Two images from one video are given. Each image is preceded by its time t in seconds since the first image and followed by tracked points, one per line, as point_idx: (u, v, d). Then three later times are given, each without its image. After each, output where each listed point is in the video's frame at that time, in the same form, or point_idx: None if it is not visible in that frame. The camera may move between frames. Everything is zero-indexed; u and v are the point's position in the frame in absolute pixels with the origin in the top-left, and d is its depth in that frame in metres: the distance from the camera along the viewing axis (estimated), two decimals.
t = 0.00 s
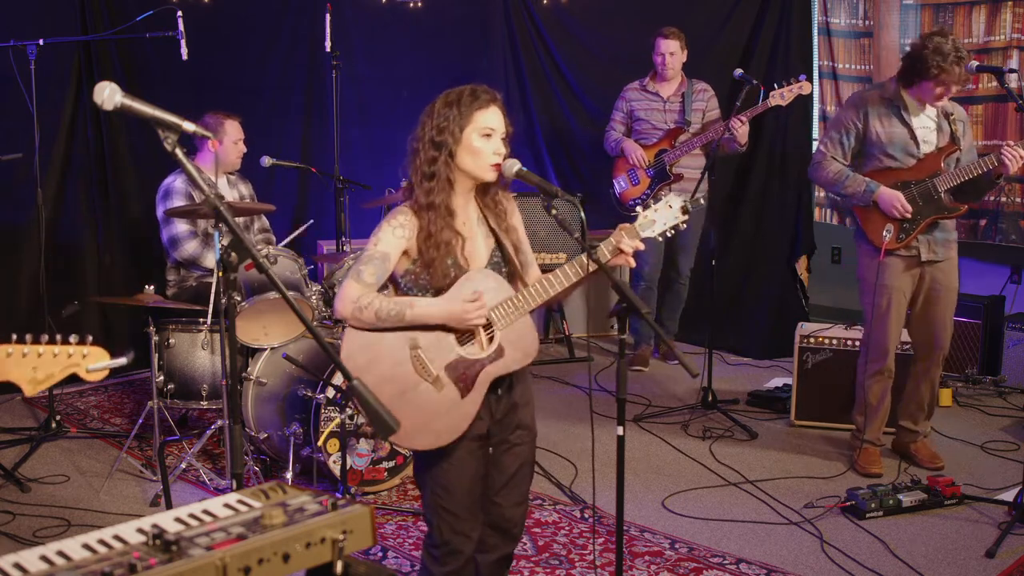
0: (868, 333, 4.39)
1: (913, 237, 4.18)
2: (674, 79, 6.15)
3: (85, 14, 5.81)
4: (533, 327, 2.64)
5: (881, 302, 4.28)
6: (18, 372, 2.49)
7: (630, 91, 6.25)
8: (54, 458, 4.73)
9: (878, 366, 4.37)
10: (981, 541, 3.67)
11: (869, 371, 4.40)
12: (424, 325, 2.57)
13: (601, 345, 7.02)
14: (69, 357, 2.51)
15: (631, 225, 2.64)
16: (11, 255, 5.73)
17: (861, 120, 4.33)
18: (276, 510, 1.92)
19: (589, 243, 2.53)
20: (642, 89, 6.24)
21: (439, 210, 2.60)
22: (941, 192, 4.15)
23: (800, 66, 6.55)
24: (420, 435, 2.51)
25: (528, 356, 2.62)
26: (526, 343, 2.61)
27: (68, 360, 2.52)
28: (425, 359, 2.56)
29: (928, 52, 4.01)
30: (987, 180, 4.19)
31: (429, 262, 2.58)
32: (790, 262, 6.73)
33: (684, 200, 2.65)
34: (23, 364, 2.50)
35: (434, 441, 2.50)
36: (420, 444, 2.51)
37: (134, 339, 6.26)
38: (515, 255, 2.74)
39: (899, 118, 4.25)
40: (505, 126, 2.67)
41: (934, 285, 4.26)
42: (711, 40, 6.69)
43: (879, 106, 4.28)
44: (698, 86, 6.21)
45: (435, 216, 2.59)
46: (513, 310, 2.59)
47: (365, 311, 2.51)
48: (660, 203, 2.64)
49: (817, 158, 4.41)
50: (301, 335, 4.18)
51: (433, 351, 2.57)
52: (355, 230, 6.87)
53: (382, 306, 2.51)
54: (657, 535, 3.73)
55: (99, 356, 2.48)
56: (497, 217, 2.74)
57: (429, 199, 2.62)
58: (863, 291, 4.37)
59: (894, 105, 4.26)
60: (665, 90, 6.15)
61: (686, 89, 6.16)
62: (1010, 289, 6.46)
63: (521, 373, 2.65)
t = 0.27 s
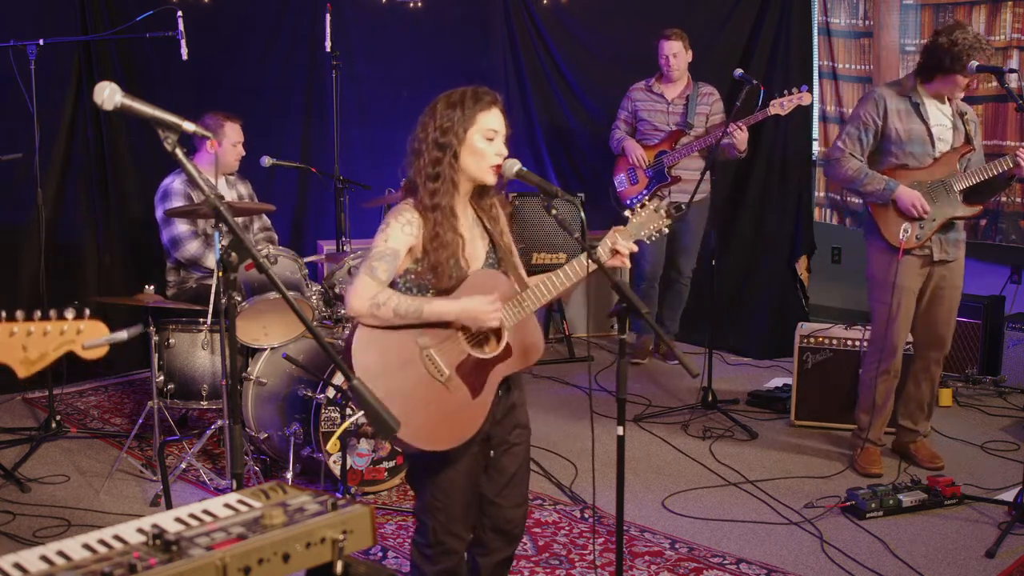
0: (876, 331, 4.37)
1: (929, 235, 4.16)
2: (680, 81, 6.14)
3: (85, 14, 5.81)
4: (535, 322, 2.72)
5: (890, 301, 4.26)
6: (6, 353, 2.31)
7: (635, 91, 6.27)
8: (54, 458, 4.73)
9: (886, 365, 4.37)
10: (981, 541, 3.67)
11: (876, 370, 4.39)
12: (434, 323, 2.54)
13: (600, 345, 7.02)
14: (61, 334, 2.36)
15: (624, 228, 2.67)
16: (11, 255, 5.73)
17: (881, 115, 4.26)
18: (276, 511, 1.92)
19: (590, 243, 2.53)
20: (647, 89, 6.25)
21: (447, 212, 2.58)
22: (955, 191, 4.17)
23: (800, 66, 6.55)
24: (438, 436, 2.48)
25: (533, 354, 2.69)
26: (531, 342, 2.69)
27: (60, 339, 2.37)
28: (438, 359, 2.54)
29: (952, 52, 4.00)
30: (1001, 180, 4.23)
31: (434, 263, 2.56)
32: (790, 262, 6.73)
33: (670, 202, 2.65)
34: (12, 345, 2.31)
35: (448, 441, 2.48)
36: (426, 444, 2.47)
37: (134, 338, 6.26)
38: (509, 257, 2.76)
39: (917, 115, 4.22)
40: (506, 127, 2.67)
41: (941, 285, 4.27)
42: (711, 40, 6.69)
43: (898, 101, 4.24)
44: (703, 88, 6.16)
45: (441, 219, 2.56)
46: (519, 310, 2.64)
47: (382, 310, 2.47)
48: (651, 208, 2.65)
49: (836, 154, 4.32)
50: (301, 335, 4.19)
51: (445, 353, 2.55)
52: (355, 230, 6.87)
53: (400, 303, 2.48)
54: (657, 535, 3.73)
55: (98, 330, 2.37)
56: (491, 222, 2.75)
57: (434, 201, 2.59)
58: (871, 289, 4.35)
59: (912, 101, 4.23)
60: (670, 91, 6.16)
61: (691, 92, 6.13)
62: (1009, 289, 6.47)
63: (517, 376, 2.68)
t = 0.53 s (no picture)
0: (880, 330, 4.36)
1: (942, 233, 4.16)
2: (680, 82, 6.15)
3: (85, 14, 5.81)
4: (535, 326, 2.77)
5: (897, 299, 4.26)
6: (17, 327, 2.53)
7: (636, 90, 6.29)
8: (54, 458, 4.73)
9: (892, 364, 4.33)
10: (981, 541, 3.67)
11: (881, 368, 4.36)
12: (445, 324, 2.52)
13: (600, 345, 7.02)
14: (68, 302, 2.58)
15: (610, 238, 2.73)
16: (11, 254, 5.73)
17: (893, 112, 4.25)
18: (276, 511, 1.92)
19: (590, 243, 2.54)
20: (648, 89, 6.27)
21: (455, 213, 2.56)
22: (967, 188, 4.15)
23: (800, 66, 6.55)
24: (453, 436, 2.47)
25: (536, 356, 2.75)
26: (530, 347, 2.73)
27: (69, 307, 2.59)
28: (454, 363, 2.51)
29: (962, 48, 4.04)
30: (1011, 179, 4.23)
31: (445, 265, 2.56)
32: (789, 262, 6.73)
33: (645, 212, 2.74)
34: (21, 319, 2.53)
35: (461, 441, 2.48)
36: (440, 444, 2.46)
37: (133, 338, 6.26)
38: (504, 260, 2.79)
39: (928, 112, 4.22)
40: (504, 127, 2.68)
41: (944, 283, 4.30)
42: (711, 40, 6.69)
43: (910, 98, 4.23)
44: (704, 89, 6.17)
45: (450, 220, 2.55)
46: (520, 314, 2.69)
47: (405, 316, 2.40)
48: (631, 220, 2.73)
49: (849, 152, 4.28)
50: (301, 335, 4.19)
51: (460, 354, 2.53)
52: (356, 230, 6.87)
53: (424, 316, 2.42)
54: (657, 535, 3.73)
55: (108, 294, 2.63)
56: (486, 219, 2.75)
57: (440, 202, 2.57)
58: (877, 287, 4.36)
59: (923, 98, 4.22)
60: (670, 91, 6.17)
61: (691, 92, 6.15)
62: (1009, 289, 6.47)
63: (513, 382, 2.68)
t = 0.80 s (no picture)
0: (878, 329, 4.36)
1: (938, 232, 4.17)
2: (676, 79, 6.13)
3: (85, 14, 5.81)
4: (534, 329, 2.79)
5: (892, 297, 4.27)
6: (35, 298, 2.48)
7: (634, 89, 6.28)
8: (53, 457, 4.73)
9: (891, 363, 4.32)
10: (981, 541, 3.67)
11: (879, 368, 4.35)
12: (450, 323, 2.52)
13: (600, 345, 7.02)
14: (87, 268, 2.51)
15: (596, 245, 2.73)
16: (11, 254, 5.73)
17: (894, 113, 4.25)
18: (276, 510, 1.92)
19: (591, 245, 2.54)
20: (645, 88, 6.27)
21: (460, 215, 2.56)
22: (964, 191, 4.16)
23: (800, 67, 6.55)
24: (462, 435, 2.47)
25: (533, 360, 2.76)
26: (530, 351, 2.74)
27: (86, 275, 2.52)
28: (462, 361, 2.51)
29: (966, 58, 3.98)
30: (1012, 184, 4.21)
31: (451, 268, 2.56)
32: (790, 262, 6.72)
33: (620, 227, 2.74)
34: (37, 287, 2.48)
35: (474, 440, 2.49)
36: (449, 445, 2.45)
37: (133, 338, 6.26)
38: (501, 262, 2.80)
39: (929, 115, 4.21)
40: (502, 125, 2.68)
41: (945, 282, 4.30)
42: (711, 40, 6.69)
43: (912, 101, 4.22)
44: (701, 86, 6.15)
45: (455, 220, 2.55)
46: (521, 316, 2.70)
47: (423, 305, 2.43)
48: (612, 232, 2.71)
49: (850, 150, 4.28)
50: (301, 335, 4.19)
51: (467, 354, 2.54)
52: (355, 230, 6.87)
53: (441, 300, 2.45)
54: (657, 535, 3.73)
55: (126, 259, 2.55)
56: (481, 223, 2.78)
57: (444, 204, 2.56)
58: (876, 286, 4.36)
59: (925, 101, 4.21)
60: (666, 89, 6.15)
61: (688, 90, 6.13)
62: (1009, 289, 6.47)
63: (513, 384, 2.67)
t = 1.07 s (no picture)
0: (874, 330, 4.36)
1: (928, 233, 4.17)
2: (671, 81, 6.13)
3: (85, 14, 5.81)
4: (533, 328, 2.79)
5: (886, 297, 4.28)
6: (47, 307, 2.29)
7: (628, 91, 6.28)
8: (54, 457, 4.73)
9: (885, 362, 4.34)
10: (981, 541, 3.67)
11: (875, 368, 4.37)
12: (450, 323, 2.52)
13: (600, 345, 7.02)
14: (101, 277, 2.31)
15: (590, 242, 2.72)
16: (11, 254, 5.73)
17: (882, 113, 4.30)
18: (276, 510, 1.92)
19: (591, 244, 2.59)
20: (639, 90, 6.26)
21: (457, 215, 2.56)
22: (956, 189, 4.13)
23: (800, 67, 6.55)
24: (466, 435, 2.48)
25: (530, 359, 2.75)
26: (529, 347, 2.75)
27: (101, 284, 2.31)
28: (463, 361, 2.52)
29: (950, 51, 3.98)
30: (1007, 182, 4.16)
31: (449, 267, 2.56)
32: (790, 262, 6.72)
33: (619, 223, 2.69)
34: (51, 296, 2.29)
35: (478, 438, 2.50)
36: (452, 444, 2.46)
37: (133, 338, 6.26)
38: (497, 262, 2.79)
39: (918, 114, 4.23)
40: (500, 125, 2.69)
41: (942, 281, 4.28)
42: (711, 40, 6.69)
43: (900, 100, 4.26)
44: (694, 87, 6.15)
45: (454, 220, 2.55)
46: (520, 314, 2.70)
47: (422, 310, 2.41)
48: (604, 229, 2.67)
49: (838, 151, 4.34)
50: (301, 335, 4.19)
51: (468, 354, 2.54)
52: (356, 230, 6.87)
53: (440, 305, 2.43)
54: (657, 535, 3.73)
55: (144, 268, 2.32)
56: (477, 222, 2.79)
57: (441, 204, 2.55)
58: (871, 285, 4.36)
59: (914, 100, 4.24)
60: (659, 91, 6.14)
61: (682, 91, 6.12)
62: (1009, 289, 6.47)
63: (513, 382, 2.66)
